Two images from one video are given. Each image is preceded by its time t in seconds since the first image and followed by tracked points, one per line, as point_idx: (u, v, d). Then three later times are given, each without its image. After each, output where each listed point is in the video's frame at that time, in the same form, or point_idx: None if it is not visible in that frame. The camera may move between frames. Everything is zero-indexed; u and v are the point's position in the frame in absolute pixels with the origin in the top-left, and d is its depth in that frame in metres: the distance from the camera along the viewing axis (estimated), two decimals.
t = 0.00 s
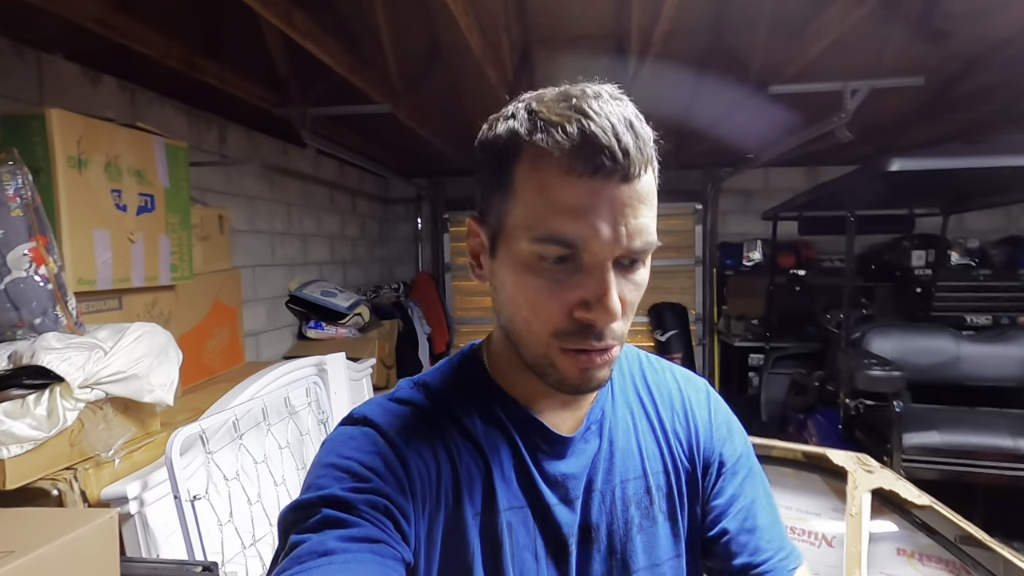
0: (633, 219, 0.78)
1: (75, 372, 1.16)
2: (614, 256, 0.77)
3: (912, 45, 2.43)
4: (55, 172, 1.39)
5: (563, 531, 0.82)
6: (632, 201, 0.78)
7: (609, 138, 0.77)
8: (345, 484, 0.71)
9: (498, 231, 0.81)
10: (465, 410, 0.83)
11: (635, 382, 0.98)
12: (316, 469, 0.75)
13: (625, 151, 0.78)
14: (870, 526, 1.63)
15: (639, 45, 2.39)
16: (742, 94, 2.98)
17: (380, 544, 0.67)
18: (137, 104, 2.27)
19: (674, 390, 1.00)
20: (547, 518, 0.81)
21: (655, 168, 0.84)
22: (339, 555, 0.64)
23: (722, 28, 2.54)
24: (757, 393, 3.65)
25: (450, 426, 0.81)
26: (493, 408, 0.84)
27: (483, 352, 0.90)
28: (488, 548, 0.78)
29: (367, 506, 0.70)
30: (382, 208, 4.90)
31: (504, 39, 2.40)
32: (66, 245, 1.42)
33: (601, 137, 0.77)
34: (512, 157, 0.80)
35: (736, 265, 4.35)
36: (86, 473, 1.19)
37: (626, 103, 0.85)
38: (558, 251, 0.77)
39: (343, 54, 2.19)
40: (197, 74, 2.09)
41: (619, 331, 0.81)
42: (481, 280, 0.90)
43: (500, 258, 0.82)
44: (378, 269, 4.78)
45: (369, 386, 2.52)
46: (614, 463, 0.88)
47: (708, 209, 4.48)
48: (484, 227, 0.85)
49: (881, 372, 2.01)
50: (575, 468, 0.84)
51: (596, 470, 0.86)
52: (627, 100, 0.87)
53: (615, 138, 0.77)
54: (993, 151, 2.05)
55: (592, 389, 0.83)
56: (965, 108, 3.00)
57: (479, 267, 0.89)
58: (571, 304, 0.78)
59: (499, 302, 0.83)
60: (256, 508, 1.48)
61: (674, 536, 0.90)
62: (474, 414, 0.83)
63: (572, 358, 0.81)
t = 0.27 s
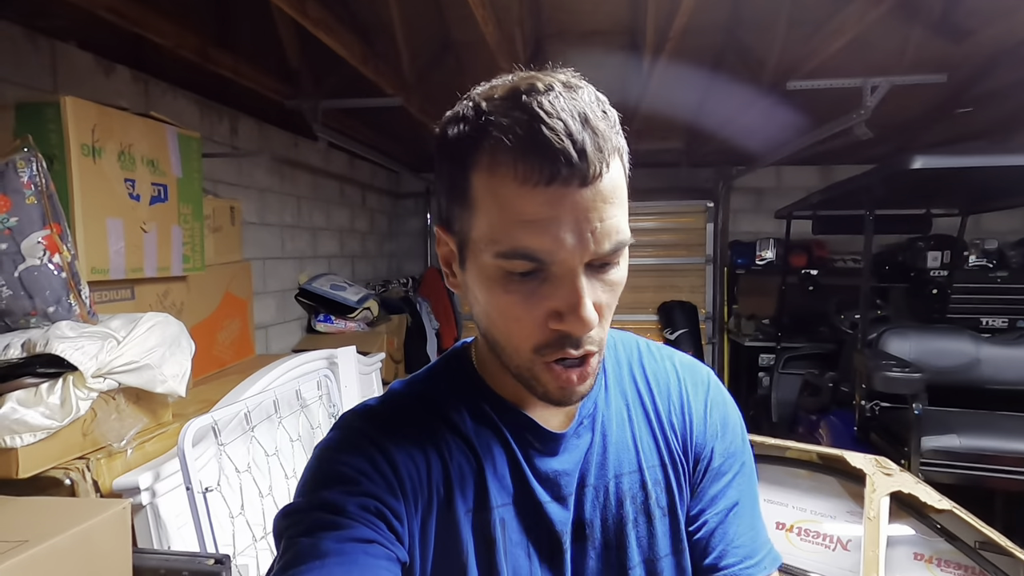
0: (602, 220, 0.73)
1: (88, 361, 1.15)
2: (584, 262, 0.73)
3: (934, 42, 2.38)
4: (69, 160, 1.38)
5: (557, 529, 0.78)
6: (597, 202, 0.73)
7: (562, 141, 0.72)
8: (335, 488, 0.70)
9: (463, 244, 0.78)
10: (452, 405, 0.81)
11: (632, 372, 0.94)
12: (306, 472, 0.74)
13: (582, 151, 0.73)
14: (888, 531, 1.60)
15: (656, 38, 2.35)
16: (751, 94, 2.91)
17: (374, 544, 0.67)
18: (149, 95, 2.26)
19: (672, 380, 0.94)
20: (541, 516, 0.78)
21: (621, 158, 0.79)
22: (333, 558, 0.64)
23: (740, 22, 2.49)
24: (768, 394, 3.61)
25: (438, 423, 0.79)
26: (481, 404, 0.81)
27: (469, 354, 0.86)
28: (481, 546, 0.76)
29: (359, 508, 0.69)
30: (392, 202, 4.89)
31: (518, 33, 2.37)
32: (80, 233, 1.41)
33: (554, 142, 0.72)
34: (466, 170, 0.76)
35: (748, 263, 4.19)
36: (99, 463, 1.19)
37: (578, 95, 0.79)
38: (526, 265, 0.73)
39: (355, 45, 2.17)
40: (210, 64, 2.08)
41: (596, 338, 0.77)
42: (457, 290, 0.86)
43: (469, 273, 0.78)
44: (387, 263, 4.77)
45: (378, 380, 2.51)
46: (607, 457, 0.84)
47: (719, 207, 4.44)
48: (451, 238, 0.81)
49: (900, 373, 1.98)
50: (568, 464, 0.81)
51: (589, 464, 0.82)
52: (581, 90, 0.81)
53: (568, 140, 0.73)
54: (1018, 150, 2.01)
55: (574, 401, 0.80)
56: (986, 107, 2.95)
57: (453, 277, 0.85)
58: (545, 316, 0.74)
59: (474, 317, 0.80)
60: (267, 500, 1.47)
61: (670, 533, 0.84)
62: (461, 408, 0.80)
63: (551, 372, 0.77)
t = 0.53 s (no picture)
0: (596, 204, 0.71)
1: (86, 359, 1.12)
2: (578, 249, 0.71)
3: (931, 45, 2.40)
4: (66, 155, 1.36)
5: (562, 523, 0.76)
6: (589, 186, 0.70)
7: (552, 125, 0.70)
8: (338, 486, 0.69)
9: (458, 235, 0.76)
10: (452, 399, 0.79)
11: (635, 359, 0.90)
12: (310, 471, 0.73)
13: (573, 134, 0.70)
14: (891, 530, 1.60)
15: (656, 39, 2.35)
16: (746, 97, 2.91)
17: (377, 541, 0.65)
18: (145, 91, 2.23)
19: (677, 366, 0.90)
20: (545, 510, 0.76)
21: (615, 139, 0.76)
22: (336, 555, 0.63)
23: (739, 24, 2.50)
24: (764, 395, 3.62)
25: (438, 418, 0.77)
26: (480, 398, 0.79)
27: (472, 348, 0.84)
28: (485, 542, 0.73)
29: (361, 505, 0.67)
30: (387, 203, 4.86)
31: (519, 33, 2.36)
32: (76, 229, 1.38)
33: (543, 126, 0.70)
34: (456, 160, 0.74)
35: (744, 265, 4.16)
36: (97, 464, 1.16)
37: (569, 79, 0.77)
38: (520, 254, 0.71)
39: (355, 43, 2.15)
40: (207, 61, 2.05)
41: (594, 326, 0.75)
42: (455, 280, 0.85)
43: (464, 263, 0.77)
44: (382, 264, 4.74)
45: (376, 381, 2.48)
46: (607, 446, 0.81)
47: (715, 209, 4.46)
48: (445, 230, 0.79)
49: (901, 373, 1.98)
50: (570, 458, 0.78)
51: (590, 454, 0.79)
52: (572, 74, 0.78)
53: (557, 123, 0.70)
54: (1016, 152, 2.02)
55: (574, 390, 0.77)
56: (981, 111, 2.97)
57: (451, 267, 0.84)
58: (540, 303, 0.72)
59: (470, 306, 0.78)
60: (268, 501, 1.45)
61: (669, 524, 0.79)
62: (462, 402, 0.79)
63: (549, 361, 0.75)
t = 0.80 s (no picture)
0: (577, 170, 0.75)
1: (84, 359, 1.11)
2: (561, 214, 0.75)
3: (922, 47, 2.43)
4: (62, 154, 1.35)
5: (565, 520, 0.76)
6: (571, 153, 0.75)
7: (534, 95, 0.76)
8: (341, 485, 0.69)
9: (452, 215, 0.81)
10: (454, 397, 0.80)
11: (636, 355, 0.91)
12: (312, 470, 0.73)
13: (554, 104, 0.76)
14: (886, 526, 1.62)
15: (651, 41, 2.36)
16: (740, 97, 2.93)
17: (380, 539, 0.65)
18: (138, 91, 2.22)
19: (677, 360, 0.91)
20: (548, 507, 0.76)
21: (601, 119, 0.81)
22: (339, 554, 0.62)
23: (732, 25, 2.51)
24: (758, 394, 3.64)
25: (440, 416, 0.77)
26: (482, 395, 0.80)
27: (474, 345, 0.86)
28: (488, 540, 0.74)
29: (364, 503, 0.67)
30: (381, 204, 4.85)
31: (515, 33, 2.36)
32: (72, 229, 1.37)
33: (526, 95, 0.76)
34: (451, 143, 0.81)
35: (737, 265, 4.22)
36: (95, 465, 1.15)
37: (557, 63, 0.83)
38: (505, 218, 0.75)
39: (351, 42, 2.15)
40: (202, 60, 2.04)
41: (583, 298, 0.77)
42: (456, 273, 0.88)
43: (460, 245, 0.81)
44: (376, 265, 4.73)
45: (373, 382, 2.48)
46: (608, 442, 0.81)
47: (708, 209, 4.48)
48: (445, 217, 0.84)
49: (894, 371, 2.00)
50: (571, 456, 0.78)
51: (591, 450, 0.80)
52: (560, 59, 0.85)
53: (539, 93, 0.76)
54: (1006, 152, 2.05)
55: (565, 369, 0.79)
56: (970, 112, 3.01)
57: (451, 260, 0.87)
58: (526, 272, 0.76)
59: (466, 289, 0.82)
60: (267, 502, 1.45)
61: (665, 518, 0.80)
62: (464, 399, 0.80)
63: (538, 334, 0.77)
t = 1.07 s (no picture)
0: (558, 160, 0.78)
1: (86, 355, 1.12)
2: (543, 203, 0.78)
3: (920, 49, 2.44)
4: (63, 150, 1.35)
5: (566, 520, 0.77)
6: (552, 144, 0.78)
7: (515, 89, 0.79)
8: (344, 485, 0.69)
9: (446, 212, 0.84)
10: (455, 397, 0.82)
11: (636, 358, 0.92)
12: (315, 471, 0.74)
13: (534, 97, 0.79)
14: (878, 524, 1.64)
15: (651, 41, 2.36)
16: (739, 97, 2.94)
17: (382, 540, 0.65)
18: (138, 86, 2.22)
19: (676, 365, 0.92)
20: (548, 508, 0.77)
21: (585, 112, 0.83)
22: (339, 554, 0.62)
23: (732, 26, 2.52)
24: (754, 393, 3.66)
25: (443, 418, 0.79)
26: (482, 395, 0.82)
27: (473, 344, 0.88)
28: (490, 540, 0.75)
29: (366, 504, 0.67)
30: (380, 200, 4.85)
31: (515, 31, 2.36)
32: (73, 224, 1.38)
33: (507, 90, 0.79)
34: (443, 141, 0.84)
35: (734, 264, 4.27)
36: (96, 460, 1.16)
37: (543, 62, 0.86)
38: (491, 208, 0.78)
39: (351, 39, 2.14)
40: (202, 56, 2.04)
41: (568, 284, 0.78)
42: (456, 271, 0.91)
43: (454, 238, 0.84)
44: (375, 261, 4.73)
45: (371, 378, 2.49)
46: (608, 444, 0.82)
47: (706, 208, 4.50)
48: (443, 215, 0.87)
49: (888, 371, 2.02)
50: (571, 458, 0.79)
51: (592, 452, 0.81)
52: (547, 60, 0.87)
53: (520, 87, 0.79)
54: (1003, 155, 2.06)
55: (552, 353, 0.80)
56: (967, 114, 3.02)
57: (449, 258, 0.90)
58: (510, 261, 0.78)
59: (461, 281, 0.85)
60: (267, 497, 1.46)
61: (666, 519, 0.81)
62: (465, 399, 0.82)
63: (523, 320, 0.79)
